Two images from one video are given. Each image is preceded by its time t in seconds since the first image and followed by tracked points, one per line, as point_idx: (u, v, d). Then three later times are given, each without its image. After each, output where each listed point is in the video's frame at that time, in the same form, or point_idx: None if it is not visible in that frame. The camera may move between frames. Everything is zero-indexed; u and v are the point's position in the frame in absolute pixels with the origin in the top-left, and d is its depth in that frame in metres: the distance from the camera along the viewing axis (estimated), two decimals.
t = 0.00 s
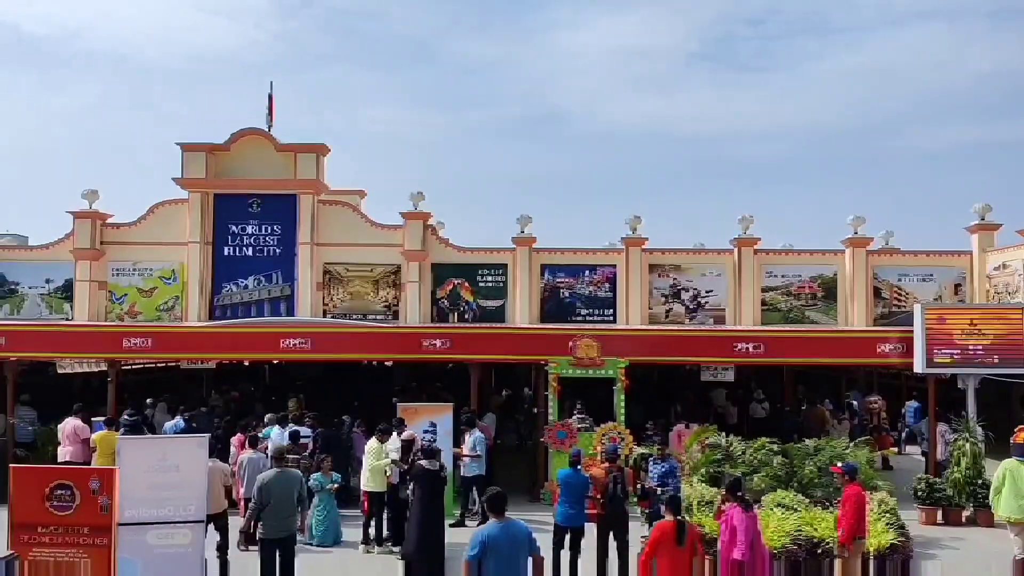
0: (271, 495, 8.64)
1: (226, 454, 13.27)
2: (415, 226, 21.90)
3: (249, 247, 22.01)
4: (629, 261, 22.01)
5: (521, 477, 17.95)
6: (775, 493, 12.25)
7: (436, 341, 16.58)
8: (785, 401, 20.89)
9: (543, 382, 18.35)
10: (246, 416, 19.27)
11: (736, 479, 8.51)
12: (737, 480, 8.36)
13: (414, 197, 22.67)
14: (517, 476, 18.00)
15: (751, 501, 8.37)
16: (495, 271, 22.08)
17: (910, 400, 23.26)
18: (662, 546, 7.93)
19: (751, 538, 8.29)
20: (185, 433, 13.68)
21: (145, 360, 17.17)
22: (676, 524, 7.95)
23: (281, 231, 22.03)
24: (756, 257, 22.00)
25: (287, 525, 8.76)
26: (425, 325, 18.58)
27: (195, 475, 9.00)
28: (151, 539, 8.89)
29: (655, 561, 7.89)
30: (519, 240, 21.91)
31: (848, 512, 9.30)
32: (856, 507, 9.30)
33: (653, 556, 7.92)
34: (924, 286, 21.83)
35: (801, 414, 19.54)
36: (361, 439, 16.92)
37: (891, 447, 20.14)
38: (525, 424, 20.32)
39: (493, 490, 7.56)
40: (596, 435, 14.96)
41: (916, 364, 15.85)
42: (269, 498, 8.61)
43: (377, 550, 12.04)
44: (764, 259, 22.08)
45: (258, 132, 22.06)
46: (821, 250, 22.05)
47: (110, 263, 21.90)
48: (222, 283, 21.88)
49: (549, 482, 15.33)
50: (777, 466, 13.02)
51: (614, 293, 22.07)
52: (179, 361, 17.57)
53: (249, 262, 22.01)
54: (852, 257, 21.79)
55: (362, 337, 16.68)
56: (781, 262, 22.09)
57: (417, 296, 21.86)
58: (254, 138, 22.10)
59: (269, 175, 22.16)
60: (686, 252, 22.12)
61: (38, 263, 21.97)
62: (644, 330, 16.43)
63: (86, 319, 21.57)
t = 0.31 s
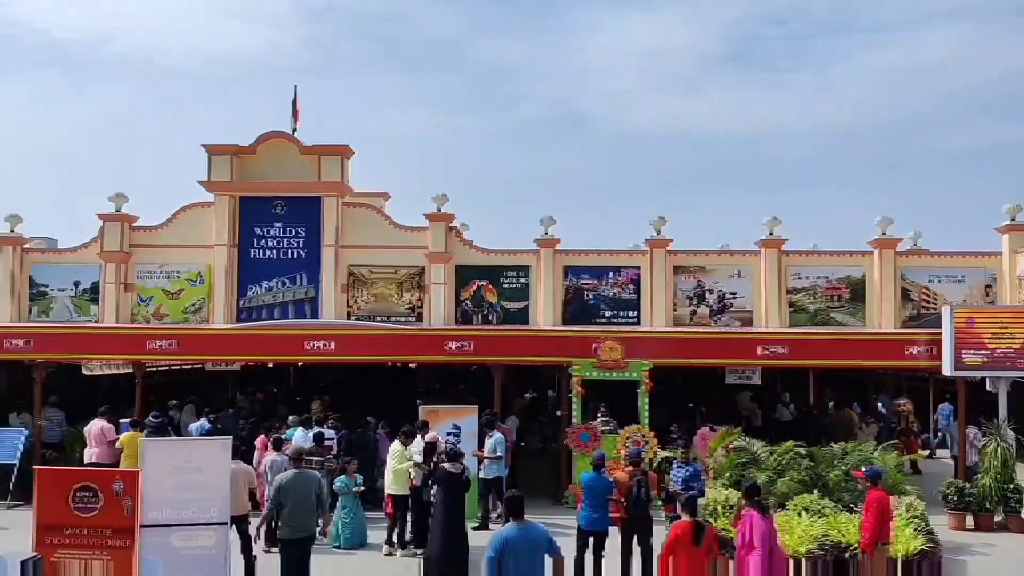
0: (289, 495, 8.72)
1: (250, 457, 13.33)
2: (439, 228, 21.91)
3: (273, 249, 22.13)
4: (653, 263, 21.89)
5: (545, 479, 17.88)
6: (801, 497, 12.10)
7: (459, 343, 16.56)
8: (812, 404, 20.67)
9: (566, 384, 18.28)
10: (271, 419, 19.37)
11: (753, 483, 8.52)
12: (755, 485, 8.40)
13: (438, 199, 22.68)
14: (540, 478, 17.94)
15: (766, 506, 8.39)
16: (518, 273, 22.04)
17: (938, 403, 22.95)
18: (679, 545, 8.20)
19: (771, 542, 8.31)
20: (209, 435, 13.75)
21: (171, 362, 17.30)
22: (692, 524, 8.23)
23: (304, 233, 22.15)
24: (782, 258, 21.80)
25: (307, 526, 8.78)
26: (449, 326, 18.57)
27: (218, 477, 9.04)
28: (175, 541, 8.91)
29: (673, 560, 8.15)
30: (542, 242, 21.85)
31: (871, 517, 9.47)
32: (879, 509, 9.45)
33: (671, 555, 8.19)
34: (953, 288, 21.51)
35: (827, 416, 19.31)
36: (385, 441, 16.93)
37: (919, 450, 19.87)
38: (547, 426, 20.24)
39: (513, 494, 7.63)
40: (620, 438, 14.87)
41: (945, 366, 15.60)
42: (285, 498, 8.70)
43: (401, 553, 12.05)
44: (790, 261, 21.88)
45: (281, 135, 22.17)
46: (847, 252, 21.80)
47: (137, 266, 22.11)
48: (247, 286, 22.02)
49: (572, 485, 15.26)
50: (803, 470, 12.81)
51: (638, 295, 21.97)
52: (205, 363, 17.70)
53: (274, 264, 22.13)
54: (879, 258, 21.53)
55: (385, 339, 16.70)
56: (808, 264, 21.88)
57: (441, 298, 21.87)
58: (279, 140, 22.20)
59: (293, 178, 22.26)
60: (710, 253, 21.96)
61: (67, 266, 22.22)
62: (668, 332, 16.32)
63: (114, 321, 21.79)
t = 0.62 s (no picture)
0: (303, 497, 8.73)
1: (267, 458, 13.38)
2: (456, 229, 21.91)
3: (291, 251, 22.21)
4: (670, 264, 21.78)
5: (561, 481, 17.81)
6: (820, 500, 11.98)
7: (475, 345, 16.55)
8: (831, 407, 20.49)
9: (583, 386, 18.23)
10: (289, 420, 19.46)
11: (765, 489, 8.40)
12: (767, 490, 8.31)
13: (455, 201, 22.69)
14: (557, 480, 17.89)
15: (777, 512, 8.32)
16: (534, 274, 22.00)
17: (960, 405, 22.72)
18: (694, 545, 8.15)
19: (784, 548, 8.17)
20: (227, 436, 13.81)
21: (189, 363, 17.39)
22: (706, 526, 8.17)
23: (322, 234, 22.22)
24: (800, 259, 21.65)
25: (322, 526, 8.78)
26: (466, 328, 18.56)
27: (235, 479, 9.05)
28: (192, 542, 8.92)
29: (689, 561, 8.10)
30: (559, 243, 21.82)
31: (888, 523, 9.01)
32: (897, 517, 9.00)
33: (687, 555, 8.14)
34: (974, 289, 21.28)
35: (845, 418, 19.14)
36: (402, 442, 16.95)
37: (939, 453, 19.68)
38: (563, 428, 20.17)
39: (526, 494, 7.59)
40: (637, 440, 14.81)
41: (965, 368, 15.56)
42: (298, 499, 8.71)
43: (417, 555, 12.04)
44: (809, 262, 21.73)
45: (299, 137, 22.27)
46: (867, 253, 21.62)
47: (156, 267, 22.25)
48: (265, 287, 22.11)
49: (589, 487, 15.21)
50: (823, 473, 12.71)
51: (655, 296, 21.88)
52: (222, 364, 17.79)
53: (292, 266, 22.21)
54: (899, 259, 21.34)
55: (401, 341, 16.70)
56: (827, 265, 21.72)
57: (457, 300, 21.87)
58: (297, 142, 22.32)
59: (312, 179, 22.38)
60: (729, 254, 21.84)
61: (87, 267, 22.41)
62: (686, 334, 16.23)
63: (133, 322, 21.94)
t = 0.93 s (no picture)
0: (327, 496, 8.78)
1: (295, 457, 13.46)
2: (483, 229, 21.89)
3: (320, 250, 22.33)
4: (699, 264, 21.61)
5: (588, 482, 17.72)
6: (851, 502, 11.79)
7: (502, 345, 16.52)
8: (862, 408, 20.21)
9: (610, 386, 18.14)
10: (317, 419, 19.55)
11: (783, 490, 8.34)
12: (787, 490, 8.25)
13: (482, 200, 22.68)
14: (584, 481, 17.83)
15: (796, 513, 8.29)
16: (561, 274, 21.94)
17: (995, 407, 22.33)
18: (717, 545, 8.11)
19: (801, 548, 8.18)
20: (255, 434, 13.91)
21: (218, 361, 17.54)
22: (727, 526, 8.13)
23: (351, 233, 22.34)
24: (831, 259, 21.40)
25: (345, 525, 8.80)
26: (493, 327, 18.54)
27: (261, 477, 9.08)
28: (219, 540, 8.99)
29: (713, 561, 8.04)
30: (586, 243, 21.72)
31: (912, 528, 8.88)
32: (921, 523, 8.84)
33: (711, 555, 8.08)
34: (1010, 289, 20.90)
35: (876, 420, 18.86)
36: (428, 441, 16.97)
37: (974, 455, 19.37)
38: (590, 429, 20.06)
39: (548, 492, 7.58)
40: (664, 441, 14.69)
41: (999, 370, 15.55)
42: (322, 498, 8.75)
43: (444, 554, 12.04)
44: (840, 262, 21.47)
45: (328, 137, 22.38)
46: (899, 252, 21.32)
47: (187, 267, 22.47)
48: (293, 286, 22.25)
49: (616, 488, 15.13)
50: (853, 475, 12.53)
51: (684, 296, 21.72)
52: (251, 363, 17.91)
53: (321, 265, 22.34)
54: (933, 258, 21.00)
55: (427, 341, 16.72)
56: (858, 264, 21.44)
57: (485, 299, 21.86)
58: (326, 142, 22.44)
59: (340, 179, 22.47)
60: (759, 254, 21.63)
61: (120, 267, 22.67)
62: (715, 334, 16.08)
63: (164, 321, 22.15)
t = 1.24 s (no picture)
0: (352, 491, 8.81)
1: (324, 452, 13.60)
2: (513, 226, 21.89)
3: (351, 247, 22.46)
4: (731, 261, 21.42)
5: (617, 481, 17.65)
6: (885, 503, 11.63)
7: (531, 342, 16.50)
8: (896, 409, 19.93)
9: (639, 384, 18.06)
10: (346, 415, 19.64)
11: (806, 488, 8.24)
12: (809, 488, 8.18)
13: (512, 197, 22.65)
14: (614, 480, 17.78)
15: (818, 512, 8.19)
16: (591, 272, 21.85)
17: None
18: (741, 546, 8.01)
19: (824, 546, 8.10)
20: (285, 430, 14.01)
21: (250, 358, 17.68)
22: (749, 526, 8.03)
23: (381, 231, 22.42)
24: (865, 256, 21.11)
25: (370, 519, 8.84)
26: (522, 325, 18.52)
27: (290, 473, 9.12)
28: (249, 535, 9.06)
29: (739, 561, 7.94)
30: (617, 240, 21.62)
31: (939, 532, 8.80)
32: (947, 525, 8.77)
33: (736, 555, 7.99)
34: None
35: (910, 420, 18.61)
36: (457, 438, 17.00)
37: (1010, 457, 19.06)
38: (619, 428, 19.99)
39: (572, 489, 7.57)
40: (694, 440, 14.58)
41: None
42: (348, 493, 8.78)
43: (472, 552, 12.04)
44: (874, 260, 21.18)
45: (359, 136, 22.48)
46: (934, 249, 21.00)
47: (220, 264, 22.68)
48: (324, 283, 22.40)
49: (646, 487, 15.06)
50: (887, 475, 12.35)
51: (715, 294, 21.56)
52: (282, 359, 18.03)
53: (351, 262, 22.47)
54: (969, 256, 20.66)
55: (456, 338, 16.74)
56: (893, 262, 21.14)
57: (514, 296, 21.85)
58: (356, 141, 22.51)
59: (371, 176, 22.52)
60: (791, 251, 21.38)
61: (154, 264, 22.95)
62: (746, 333, 15.94)
63: (197, 317, 22.36)
